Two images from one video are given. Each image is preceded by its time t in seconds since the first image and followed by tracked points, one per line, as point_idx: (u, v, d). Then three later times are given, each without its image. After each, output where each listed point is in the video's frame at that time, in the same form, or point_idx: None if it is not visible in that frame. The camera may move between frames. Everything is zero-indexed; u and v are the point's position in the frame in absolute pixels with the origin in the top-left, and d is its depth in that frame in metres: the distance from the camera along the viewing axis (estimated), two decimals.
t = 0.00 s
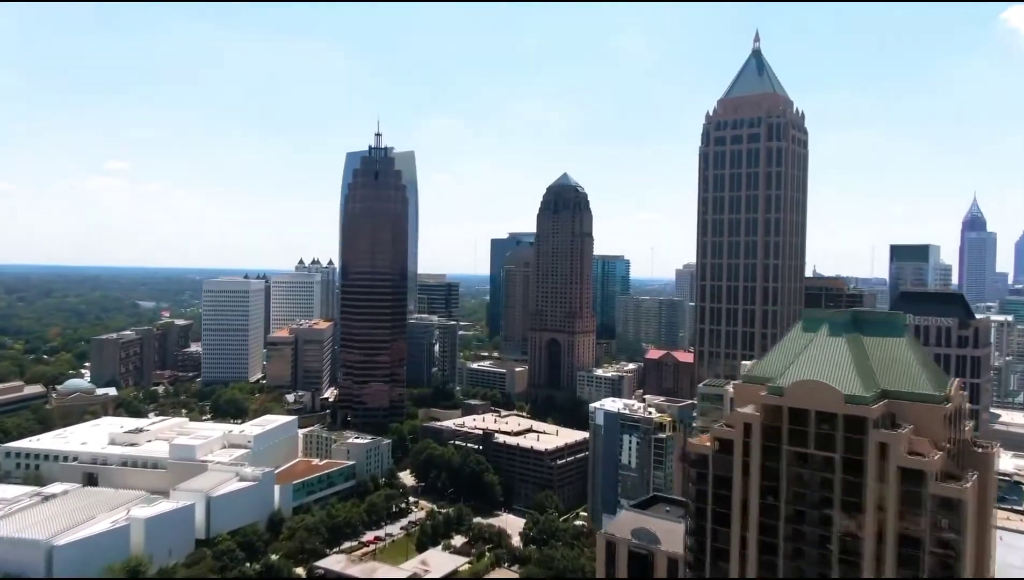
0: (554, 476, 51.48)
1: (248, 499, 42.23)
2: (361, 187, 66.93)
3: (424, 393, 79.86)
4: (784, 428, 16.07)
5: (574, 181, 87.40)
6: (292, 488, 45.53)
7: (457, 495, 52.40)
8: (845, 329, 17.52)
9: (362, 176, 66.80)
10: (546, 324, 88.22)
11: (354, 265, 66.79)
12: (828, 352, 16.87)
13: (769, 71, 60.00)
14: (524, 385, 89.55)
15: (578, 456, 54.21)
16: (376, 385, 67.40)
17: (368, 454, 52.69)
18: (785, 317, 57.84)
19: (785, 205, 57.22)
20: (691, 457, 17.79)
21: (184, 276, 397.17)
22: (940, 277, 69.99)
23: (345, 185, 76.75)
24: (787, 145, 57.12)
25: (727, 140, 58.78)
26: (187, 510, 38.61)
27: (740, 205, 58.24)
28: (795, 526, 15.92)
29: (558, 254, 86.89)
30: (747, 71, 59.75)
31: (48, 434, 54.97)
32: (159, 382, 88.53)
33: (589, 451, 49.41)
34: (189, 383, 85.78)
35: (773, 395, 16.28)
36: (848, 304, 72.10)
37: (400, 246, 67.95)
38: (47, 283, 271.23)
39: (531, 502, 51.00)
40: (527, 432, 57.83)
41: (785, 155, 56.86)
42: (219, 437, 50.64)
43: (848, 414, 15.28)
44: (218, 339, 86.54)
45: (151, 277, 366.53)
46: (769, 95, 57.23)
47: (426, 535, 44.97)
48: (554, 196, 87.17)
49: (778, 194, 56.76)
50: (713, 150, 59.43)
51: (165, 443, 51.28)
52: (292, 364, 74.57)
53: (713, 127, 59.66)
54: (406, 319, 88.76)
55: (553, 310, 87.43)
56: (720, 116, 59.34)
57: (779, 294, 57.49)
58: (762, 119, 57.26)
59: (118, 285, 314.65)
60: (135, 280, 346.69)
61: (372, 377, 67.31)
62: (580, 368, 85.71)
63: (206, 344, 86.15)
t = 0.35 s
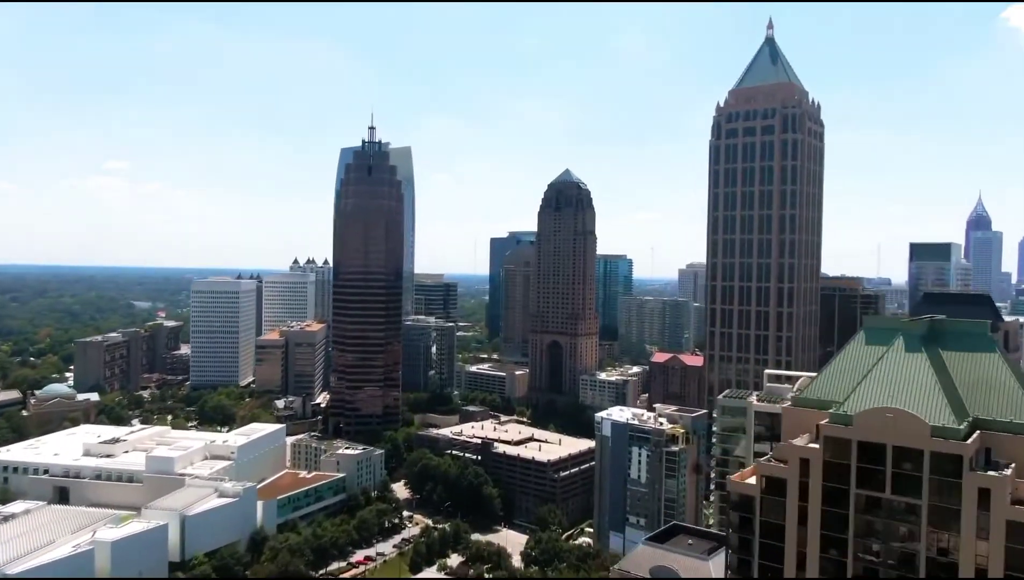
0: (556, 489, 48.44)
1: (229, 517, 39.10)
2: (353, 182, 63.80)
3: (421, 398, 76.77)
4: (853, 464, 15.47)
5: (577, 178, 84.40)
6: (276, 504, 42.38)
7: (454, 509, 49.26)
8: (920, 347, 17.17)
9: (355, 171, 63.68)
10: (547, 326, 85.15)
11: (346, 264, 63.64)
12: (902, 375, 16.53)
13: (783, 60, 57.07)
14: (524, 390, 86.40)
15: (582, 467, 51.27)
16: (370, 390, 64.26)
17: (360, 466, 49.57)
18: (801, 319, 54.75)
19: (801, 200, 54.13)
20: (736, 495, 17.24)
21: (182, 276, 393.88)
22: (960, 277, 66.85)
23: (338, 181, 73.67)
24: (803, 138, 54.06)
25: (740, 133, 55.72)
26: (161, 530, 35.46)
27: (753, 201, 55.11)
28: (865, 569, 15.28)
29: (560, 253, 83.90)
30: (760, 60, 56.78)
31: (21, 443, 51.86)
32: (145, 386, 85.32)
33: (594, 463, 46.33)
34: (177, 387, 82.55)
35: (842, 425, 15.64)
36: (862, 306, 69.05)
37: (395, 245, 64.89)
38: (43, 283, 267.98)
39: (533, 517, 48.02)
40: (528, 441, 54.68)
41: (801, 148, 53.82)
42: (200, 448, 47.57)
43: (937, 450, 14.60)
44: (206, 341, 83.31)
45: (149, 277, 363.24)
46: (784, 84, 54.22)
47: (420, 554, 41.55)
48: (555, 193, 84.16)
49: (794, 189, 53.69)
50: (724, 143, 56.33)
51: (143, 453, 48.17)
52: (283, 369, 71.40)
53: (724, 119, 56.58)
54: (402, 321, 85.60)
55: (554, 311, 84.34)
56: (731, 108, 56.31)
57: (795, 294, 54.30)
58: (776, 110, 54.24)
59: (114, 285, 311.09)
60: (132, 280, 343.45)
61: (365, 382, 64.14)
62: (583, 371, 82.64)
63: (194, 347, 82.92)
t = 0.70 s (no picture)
0: (559, 503, 45.57)
1: (207, 535, 36.22)
2: (345, 178, 60.87)
3: (418, 403, 73.90)
4: (943, 514, 15.85)
5: (579, 174, 81.47)
6: (259, 520, 39.53)
7: (451, 523, 46.43)
8: (1015, 369, 18.25)
9: (347, 166, 60.74)
10: (548, 328, 82.26)
11: (338, 264, 60.65)
12: (998, 407, 17.37)
13: (798, 49, 54.27)
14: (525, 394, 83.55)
15: (586, 479, 48.39)
16: (363, 397, 61.30)
17: (351, 479, 46.70)
18: (817, 321, 51.88)
19: (817, 196, 51.22)
20: (794, 551, 17.77)
21: (179, 275, 390.75)
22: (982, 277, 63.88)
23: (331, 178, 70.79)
24: (820, 130, 51.18)
25: (752, 125, 52.85)
26: (131, 551, 32.53)
27: (766, 197, 52.26)
28: None
29: (562, 252, 81.03)
30: (773, 49, 53.97)
31: None
32: (132, 390, 82.32)
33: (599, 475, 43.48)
34: (165, 392, 79.55)
35: (932, 470, 15.95)
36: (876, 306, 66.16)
37: (390, 243, 61.94)
38: (38, 283, 264.86)
39: (534, 533, 45.14)
40: (529, 450, 51.77)
41: (819, 141, 50.95)
42: (180, 459, 44.74)
43: None
44: (195, 343, 80.24)
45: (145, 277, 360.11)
46: (799, 74, 51.38)
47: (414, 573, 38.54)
48: (556, 190, 81.26)
49: (811, 184, 50.78)
50: (736, 137, 53.48)
51: (120, 465, 45.28)
52: (273, 372, 68.46)
53: (736, 111, 53.71)
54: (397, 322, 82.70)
55: (556, 313, 81.47)
56: (743, 99, 53.46)
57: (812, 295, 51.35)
58: (791, 101, 51.39)
59: (110, 285, 307.85)
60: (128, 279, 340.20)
61: (357, 387, 61.13)
62: (586, 375, 79.76)
63: (183, 349, 79.95)
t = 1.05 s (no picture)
0: (562, 519, 42.68)
1: (182, 559, 33.34)
2: (338, 172, 58.04)
3: (414, 408, 71.03)
4: None
5: (581, 171, 78.63)
6: (241, 539, 36.67)
7: (447, 540, 43.57)
8: None
9: (340, 160, 57.92)
10: (550, 330, 79.39)
11: (329, 263, 57.76)
12: None
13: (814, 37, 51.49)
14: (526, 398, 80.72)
15: (591, 492, 45.48)
16: (356, 402, 58.40)
17: (341, 492, 43.85)
18: (835, 324, 49.03)
19: (836, 192, 48.40)
20: None
21: (177, 275, 387.77)
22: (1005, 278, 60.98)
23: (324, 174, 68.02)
24: (838, 121, 48.39)
25: (766, 116, 50.07)
26: None
27: (781, 193, 49.44)
28: None
29: (564, 252, 78.19)
30: (789, 38, 51.23)
31: None
32: (118, 393, 79.37)
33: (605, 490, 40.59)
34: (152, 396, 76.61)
35: None
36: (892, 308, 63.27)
37: (384, 242, 59.05)
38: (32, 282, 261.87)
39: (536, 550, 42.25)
40: (530, 461, 48.89)
41: (836, 133, 48.13)
42: (157, 472, 41.89)
43: None
44: (182, 346, 77.30)
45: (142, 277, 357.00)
46: (816, 62, 48.64)
47: None
48: (558, 187, 78.45)
49: (828, 179, 47.93)
50: (749, 129, 50.70)
51: (94, 477, 42.42)
52: (262, 377, 65.53)
53: (749, 102, 50.94)
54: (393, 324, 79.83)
55: (558, 314, 78.63)
56: (757, 89, 50.71)
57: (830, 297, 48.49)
58: (808, 91, 48.59)
59: (107, 284, 304.51)
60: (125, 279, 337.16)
61: (350, 392, 58.22)
62: (589, 378, 76.92)
63: (171, 353, 76.96)
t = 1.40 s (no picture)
0: (567, 539, 39.48)
1: None
2: (328, 167, 54.75)
3: (410, 416, 67.77)
4: None
5: (584, 166, 75.37)
6: (216, 565, 33.49)
7: (442, 561, 40.36)
8: None
9: (330, 153, 54.63)
10: (551, 332, 76.14)
11: (319, 262, 54.47)
12: None
13: (835, 20, 48.24)
14: (526, 403, 77.54)
15: (597, 509, 42.26)
16: (347, 410, 55.10)
17: (328, 510, 40.68)
18: (858, 328, 45.82)
19: (860, 186, 45.09)
20: None
21: (175, 275, 384.58)
22: None
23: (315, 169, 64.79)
24: (862, 110, 45.12)
25: (784, 105, 46.84)
26: None
27: (800, 188, 46.22)
28: None
29: (567, 251, 74.94)
30: (808, 21, 48.04)
31: None
32: (102, 399, 76.12)
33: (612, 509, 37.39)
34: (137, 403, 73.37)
35: None
36: (913, 310, 60.03)
37: (377, 240, 55.72)
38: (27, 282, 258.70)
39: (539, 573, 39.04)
40: (532, 474, 45.67)
41: (861, 123, 44.83)
42: (128, 490, 38.69)
43: None
44: (169, 350, 74.07)
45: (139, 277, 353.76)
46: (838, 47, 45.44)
47: None
48: (560, 183, 75.18)
49: (852, 172, 44.65)
50: (766, 119, 47.50)
51: (59, 494, 39.25)
52: (249, 382, 62.38)
53: (765, 90, 47.72)
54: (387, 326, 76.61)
55: (560, 316, 75.36)
56: (774, 77, 47.54)
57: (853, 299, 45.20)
58: (830, 78, 45.37)
59: (103, 284, 301.33)
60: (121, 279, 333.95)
61: (340, 400, 54.93)
62: (592, 383, 73.72)
63: (155, 357, 73.73)
